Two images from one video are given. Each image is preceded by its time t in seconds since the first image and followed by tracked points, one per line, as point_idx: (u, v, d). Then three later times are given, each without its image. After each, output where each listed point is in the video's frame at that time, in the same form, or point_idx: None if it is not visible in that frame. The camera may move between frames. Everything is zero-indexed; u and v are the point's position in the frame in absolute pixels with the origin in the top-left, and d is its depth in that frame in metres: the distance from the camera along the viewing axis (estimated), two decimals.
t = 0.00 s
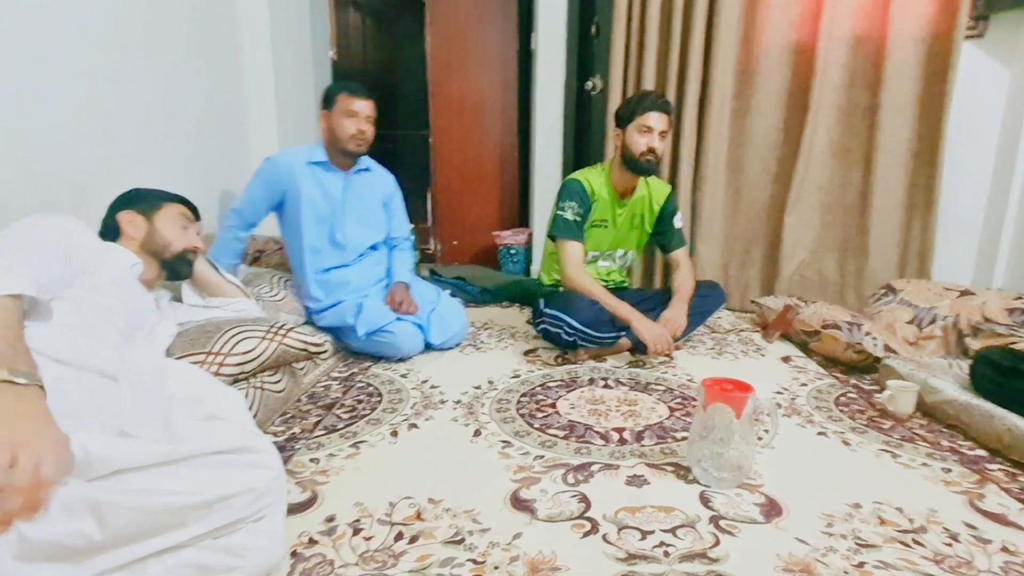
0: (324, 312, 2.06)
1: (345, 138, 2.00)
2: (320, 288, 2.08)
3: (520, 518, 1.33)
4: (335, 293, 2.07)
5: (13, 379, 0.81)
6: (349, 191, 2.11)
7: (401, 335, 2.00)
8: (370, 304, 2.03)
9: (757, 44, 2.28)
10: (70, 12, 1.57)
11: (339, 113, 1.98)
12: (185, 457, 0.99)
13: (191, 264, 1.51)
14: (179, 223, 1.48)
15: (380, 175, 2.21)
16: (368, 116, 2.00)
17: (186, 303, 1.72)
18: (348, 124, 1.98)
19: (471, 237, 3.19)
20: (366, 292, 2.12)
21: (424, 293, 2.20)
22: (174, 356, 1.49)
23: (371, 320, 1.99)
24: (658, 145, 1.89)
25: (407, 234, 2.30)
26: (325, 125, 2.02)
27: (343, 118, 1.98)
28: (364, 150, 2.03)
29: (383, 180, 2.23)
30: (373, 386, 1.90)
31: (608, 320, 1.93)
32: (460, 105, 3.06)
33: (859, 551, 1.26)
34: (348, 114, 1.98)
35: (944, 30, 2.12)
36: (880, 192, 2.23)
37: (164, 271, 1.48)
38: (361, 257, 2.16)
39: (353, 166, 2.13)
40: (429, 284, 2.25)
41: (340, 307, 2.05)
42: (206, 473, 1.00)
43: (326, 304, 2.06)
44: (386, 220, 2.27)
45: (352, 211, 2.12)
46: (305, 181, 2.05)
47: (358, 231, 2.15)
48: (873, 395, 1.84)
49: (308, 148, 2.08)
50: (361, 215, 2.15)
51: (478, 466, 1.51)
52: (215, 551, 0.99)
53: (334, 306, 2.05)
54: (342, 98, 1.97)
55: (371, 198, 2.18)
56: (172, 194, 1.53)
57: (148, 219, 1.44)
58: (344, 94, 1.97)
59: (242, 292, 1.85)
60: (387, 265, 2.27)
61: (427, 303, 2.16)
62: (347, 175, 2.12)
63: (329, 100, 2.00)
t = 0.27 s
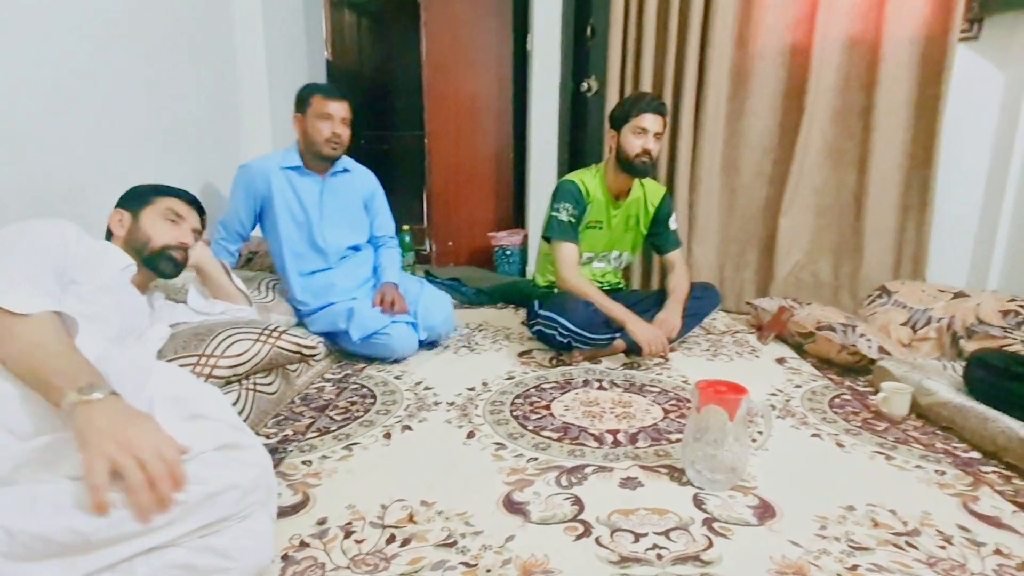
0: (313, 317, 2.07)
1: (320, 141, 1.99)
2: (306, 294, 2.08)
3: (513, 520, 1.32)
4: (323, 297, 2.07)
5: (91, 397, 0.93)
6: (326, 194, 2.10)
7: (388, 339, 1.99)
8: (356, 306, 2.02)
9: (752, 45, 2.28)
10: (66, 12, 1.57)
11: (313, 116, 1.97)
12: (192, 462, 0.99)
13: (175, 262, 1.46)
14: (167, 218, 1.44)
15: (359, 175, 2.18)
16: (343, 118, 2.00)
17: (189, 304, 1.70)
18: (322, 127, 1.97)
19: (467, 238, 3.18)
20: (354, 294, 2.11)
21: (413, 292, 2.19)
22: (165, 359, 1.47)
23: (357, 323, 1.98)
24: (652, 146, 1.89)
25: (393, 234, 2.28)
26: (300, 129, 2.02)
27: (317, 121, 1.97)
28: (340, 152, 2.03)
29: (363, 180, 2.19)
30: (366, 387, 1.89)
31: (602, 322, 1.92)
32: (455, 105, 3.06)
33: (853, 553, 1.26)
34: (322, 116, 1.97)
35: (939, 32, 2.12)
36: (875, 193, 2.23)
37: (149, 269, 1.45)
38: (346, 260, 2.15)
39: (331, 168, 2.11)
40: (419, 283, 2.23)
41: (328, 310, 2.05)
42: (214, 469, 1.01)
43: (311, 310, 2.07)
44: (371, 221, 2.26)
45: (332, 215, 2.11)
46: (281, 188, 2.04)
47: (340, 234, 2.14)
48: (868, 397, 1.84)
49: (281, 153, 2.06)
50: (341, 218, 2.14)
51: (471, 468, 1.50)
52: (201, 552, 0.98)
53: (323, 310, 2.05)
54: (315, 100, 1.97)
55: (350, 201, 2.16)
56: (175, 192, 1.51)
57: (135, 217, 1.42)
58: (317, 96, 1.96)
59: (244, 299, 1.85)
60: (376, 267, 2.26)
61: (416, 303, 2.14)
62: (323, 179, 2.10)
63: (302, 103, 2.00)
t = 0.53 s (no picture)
0: (303, 319, 2.06)
1: (305, 143, 1.98)
2: (295, 297, 2.08)
3: (504, 521, 1.33)
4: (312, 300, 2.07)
5: (125, 409, 0.97)
6: (313, 197, 2.08)
7: (377, 342, 1.98)
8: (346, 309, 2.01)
9: (743, 48, 2.29)
10: (58, 11, 1.56)
11: (296, 118, 1.97)
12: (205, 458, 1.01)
13: (173, 268, 1.43)
14: (170, 224, 1.42)
15: (346, 178, 2.16)
16: (328, 120, 2.00)
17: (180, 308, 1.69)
18: (307, 129, 1.97)
19: (460, 239, 3.18)
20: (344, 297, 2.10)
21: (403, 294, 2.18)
22: (154, 361, 1.47)
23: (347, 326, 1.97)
24: (644, 148, 1.89)
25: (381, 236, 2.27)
26: (284, 131, 2.01)
27: (302, 123, 1.97)
28: (325, 154, 2.02)
29: (350, 183, 2.18)
30: (357, 388, 1.89)
31: (594, 322, 1.93)
32: (448, 106, 3.06)
33: (842, 553, 1.27)
34: (307, 118, 1.97)
35: (927, 35, 2.13)
36: (864, 195, 2.24)
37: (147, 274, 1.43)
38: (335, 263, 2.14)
39: (316, 172, 2.10)
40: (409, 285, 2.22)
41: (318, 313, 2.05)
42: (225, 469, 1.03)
43: (300, 312, 2.07)
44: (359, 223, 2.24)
45: (319, 218, 2.10)
46: (267, 191, 2.03)
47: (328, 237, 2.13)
48: (857, 397, 1.85)
49: (267, 156, 2.05)
50: (329, 221, 2.13)
51: (462, 469, 1.50)
52: (190, 556, 0.98)
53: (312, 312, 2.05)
54: (300, 103, 1.97)
55: (337, 204, 2.14)
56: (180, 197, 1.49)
57: (139, 222, 1.40)
58: (302, 98, 1.96)
59: (239, 303, 1.85)
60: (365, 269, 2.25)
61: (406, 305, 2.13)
62: (309, 182, 2.09)
63: (286, 105, 1.99)
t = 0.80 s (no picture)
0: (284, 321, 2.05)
1: (286, 143, 1.96)
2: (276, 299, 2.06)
3: (487, 521, 1.33)
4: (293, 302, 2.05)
5: (116, 410, 0.96)
6: (294, 199, 2.06)
7: (359, 345, 1.97)
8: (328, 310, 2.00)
9: (724, 50, 2.31)
10: (34, 6, 1.53)
11: (278, 117, 1.96)
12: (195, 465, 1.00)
13: (151, 269, 1.41)
14: (150, 224, 1.40)
15: (328, 179, 2.14)
16: (309, 120, 1.98)
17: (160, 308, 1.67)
18: (288, 129, 1.95)
19: (442, 239, 3.17)
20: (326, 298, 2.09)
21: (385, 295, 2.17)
22: (129, 363, 1.45)
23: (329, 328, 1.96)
24: (626, 148, 1.90)
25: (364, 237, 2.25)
26: (264, 130, 1.99)
27: (282, 123, 1.95)
28: (307, 154, 2.00)
29: (332, 184, 2.15)
30: (339, 389, 1.88)
31: (577, 322, 1.93)
32: (431, 105, 3.05)
33: (821, 549, 1.28)
34: (288, 118, 1.95)
35: (903, 39, 2.17)
36: (842, 196, 2.28)
37: (125, 275, 1.40)
38: (316, 264, 2.13)
39: (297, 173, 2.08)
40: (392, 286, 2.21)
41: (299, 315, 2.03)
42: (212, 476, 1.01)
43: (281, 314, 2.05)
44: (341, 225, 2.22)
45: (300, 219, 2.08)
46: (247, 192, 2.01)
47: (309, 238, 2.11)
48: (835, 396, 1.88)
49: (247, 157, 2.03)
50: (310, 222, 2.11)
51: (445, 470, 1.50)
52: (167, 560, 0.97)
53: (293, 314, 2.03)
54: (281, 102, 1.95)
55: (319, 205, 2.12)
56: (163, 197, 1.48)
57: (117, 222, 1.38)
58: (282, 97, 1.95)
59: (220, 305, 1.84)
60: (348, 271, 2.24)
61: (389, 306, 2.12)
62: (290, 184, 2.07)
63: (267, 105, 1.97)
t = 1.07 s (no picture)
0: (252, 322, 2.01)
1: (254, 142, 1.93)
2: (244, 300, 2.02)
3: (463, 523, 1.32)
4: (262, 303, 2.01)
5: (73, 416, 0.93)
6: (262, 198, 2.02)
7: (330, 347, 1.94)
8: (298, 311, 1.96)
9: (696, 53, 2.34)
10: None
11: (245, 116, 1.92)
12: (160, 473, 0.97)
13: (122, 269, 1.39)
14: (118, 222, 1.38)
15: (297, 178, 2.10)
16: (278, 119, 1.95)
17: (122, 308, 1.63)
18: (257, 128, 1.92)
19: (416, 239, 3.15)
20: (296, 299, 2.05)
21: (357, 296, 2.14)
22: (91, 365, 1.41)
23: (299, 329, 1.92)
24: (601, 149, 1.91)
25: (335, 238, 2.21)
26: (232, 128, 1.95)
27: (251, 122, 1.92)
28: (276, 153, 1.97)
29: (301, 183, 2.12)
30: (310, 391, 1.85)
31: (552, 323, 1.93)
32: (403, 104, 3.03)
33: (793, 546, 1.30)
34: (256, 117, 1.92)
35: (869, 45, 2.22)
36: (811, 198, 2.32)
37: (93, 275, 1.38)
38: (286, 265, 2.09)
39: (266, 172, 2.04)
40: (364, 286, 2.18)
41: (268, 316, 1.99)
42: (178, 482, 1.00)
43: (249, 316, 2.01)
44: (311, 225, 2.19)
45: (269, 218, 2.04)
46: (214, 191, 1.96)
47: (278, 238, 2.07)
48: (805, 394, 1.91)
49: (213, 155, 1.98)
50: (280, 221, 2.07)
51: (419, 472, 1.49)
52: (129, 570, 0.94)
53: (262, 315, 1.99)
54: (249, 101, 1.91)
55: (288, 205, 2.08)
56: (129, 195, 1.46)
57: (83, 219, 1.35)
58: (251, 95, 1.91)
59: (185, 304, 1.80)
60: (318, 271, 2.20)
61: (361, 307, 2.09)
62: (258, 183, 2.03)
63: (235, 102, 1.94)
